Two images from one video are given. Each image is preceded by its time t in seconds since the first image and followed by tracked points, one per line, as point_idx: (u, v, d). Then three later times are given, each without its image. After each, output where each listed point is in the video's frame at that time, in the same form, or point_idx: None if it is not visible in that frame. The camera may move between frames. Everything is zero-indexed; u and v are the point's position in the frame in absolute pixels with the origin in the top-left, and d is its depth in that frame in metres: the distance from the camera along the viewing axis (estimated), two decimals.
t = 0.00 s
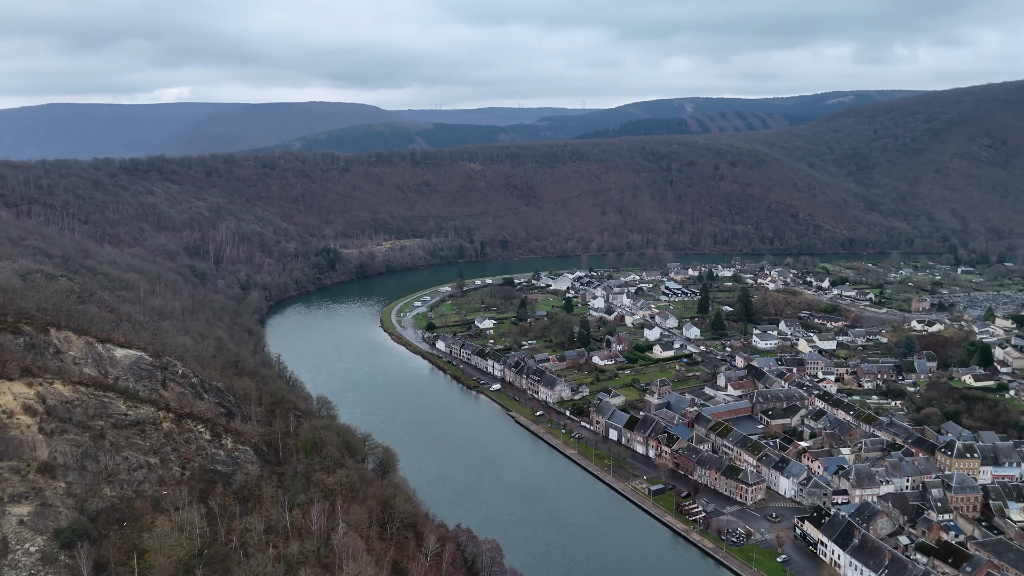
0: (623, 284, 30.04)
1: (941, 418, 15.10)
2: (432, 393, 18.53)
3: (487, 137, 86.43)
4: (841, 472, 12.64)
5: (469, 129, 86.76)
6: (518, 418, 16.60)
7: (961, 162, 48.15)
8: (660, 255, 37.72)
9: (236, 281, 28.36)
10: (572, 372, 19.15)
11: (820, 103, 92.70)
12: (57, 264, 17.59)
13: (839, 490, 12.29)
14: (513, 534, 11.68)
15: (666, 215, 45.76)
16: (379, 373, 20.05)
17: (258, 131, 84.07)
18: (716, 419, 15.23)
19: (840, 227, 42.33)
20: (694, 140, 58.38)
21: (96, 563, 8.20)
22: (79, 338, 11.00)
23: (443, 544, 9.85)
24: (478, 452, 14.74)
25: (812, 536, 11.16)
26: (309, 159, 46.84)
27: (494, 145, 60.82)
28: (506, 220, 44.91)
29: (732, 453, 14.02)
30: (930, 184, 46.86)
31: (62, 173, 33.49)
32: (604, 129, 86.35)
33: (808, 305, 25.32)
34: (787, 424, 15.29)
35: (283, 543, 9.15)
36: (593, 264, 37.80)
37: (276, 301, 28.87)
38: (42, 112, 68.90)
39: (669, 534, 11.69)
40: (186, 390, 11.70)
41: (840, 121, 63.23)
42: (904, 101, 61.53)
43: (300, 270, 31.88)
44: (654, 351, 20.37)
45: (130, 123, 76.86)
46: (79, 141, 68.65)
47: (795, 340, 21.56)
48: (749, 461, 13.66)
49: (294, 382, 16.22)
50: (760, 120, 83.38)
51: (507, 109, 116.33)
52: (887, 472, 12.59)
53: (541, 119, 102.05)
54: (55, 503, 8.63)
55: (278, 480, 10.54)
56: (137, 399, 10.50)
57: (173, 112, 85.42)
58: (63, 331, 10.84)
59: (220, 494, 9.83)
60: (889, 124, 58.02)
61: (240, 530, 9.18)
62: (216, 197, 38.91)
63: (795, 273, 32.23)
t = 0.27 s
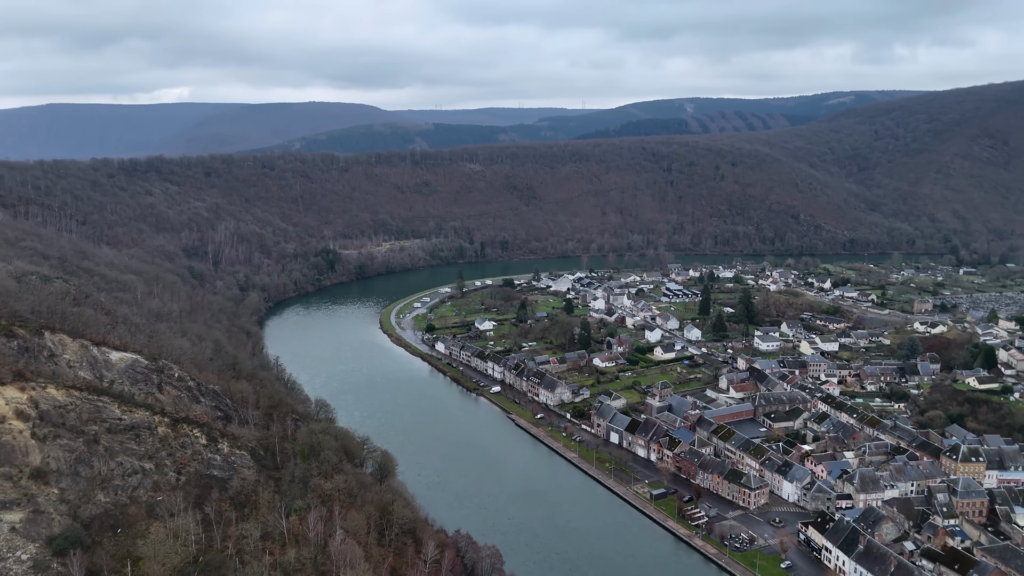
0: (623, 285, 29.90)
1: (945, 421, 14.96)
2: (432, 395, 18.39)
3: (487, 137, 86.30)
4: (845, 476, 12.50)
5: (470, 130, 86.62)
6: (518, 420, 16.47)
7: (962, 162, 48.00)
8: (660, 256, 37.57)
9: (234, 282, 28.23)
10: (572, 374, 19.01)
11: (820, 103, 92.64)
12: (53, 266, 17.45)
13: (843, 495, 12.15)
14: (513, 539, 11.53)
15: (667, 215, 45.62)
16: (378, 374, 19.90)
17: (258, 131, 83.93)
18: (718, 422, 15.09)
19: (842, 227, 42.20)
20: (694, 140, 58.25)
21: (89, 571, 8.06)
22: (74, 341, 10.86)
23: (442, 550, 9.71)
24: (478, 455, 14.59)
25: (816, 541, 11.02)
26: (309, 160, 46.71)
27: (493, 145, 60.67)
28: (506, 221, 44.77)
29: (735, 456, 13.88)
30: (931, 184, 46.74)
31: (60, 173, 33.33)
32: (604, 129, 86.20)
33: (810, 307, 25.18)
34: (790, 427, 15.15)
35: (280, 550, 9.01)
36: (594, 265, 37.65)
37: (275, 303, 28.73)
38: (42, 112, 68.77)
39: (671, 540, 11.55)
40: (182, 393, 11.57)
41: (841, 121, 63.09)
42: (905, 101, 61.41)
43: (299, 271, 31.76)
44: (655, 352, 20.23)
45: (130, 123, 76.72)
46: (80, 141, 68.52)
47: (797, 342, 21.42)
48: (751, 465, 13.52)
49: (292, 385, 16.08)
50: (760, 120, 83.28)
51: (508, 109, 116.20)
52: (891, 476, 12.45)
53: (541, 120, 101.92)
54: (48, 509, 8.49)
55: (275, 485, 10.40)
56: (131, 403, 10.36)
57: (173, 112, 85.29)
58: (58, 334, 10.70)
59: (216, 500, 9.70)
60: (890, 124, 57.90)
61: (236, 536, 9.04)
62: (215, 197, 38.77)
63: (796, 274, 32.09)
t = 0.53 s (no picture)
0: (624, 286, 29.76)
1: (950, 425, 14.81)
2: (431, 398, 18.24)
3: (487, 138, 86.15)
4: (848, 481, 12.34)
5: (470, 130, 86.47)
6: (518, 423, 16.31)
7: (963, 163, 47.86)
8: (661, 257, 37.43)
9: (233, 284, 28.08)
10: (573, 377, 18.87)
11: (821, 103, 92.49)
12: (49, 267, 17.31)
13: (847, 500, 11.99)
14: (514, 545, 11.37)
15: (667, 216, 45.47)
16: (377, 377, 19.74)
17: (258, 131, 83.77)
18: (720, 425, 14.93)
19: (843, 228, 42.06)
20: (695, 141, 58.09)
21: None
22: (69, 345, 10.71)
23: (441, 557, 9.55)
24: (478, 459, 14.44)
25: (820, 547, 10.88)
26: (308, 160, 46.57)
27: (494, 145, 60.52)
28: (506, 221, 44.62)
29: (737, 460, 13.73)
30: (933, 185, 46.59)
31: (58, 174, 33.17)
32: (605, 129, 86.05)
33: (812, 309, 25.03)
34: (793, 431, 15.00)
35: (276, 557, 8.84)
36: (594, 266, 37.50)
37: (274, 304, 28.59)
38: (42, 112, 68.60)
39: (673, 545, 11.40)
40: (178, 397, 11.42)
41: (842, 121, 62.93)
42: (906, 102, 61.28)
43: (299, 272, 31.61)
44: (656, 354, 20.09)
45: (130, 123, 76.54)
46: (79, 141, 68.32)
47: (799, 344, 21.27)
48: (754, 469, 13.37)
49: (290, 387, 15.93)
50: (761, 120, 83.13)
51: (508, 109, 116.07)
52: (896, 480, 12.30)
53: (541, 120, 101.77)
54: (40, 516, 8.36)
55: (272, 490, 10.24)
56: (126, 407, 10.21)
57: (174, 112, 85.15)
58: (52, 337, 10.56)
59: (211, 506, 9.55)
60: (891, 125, 57.74)
61: (231, 543, 8.89)
62: (214, 198, 38.62)
63: (797, 275, 31.95)
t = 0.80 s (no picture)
0: (625, 288, 29.64)
1: (955, 428, 14.66)
2: (431, 400, 18.10)
3: (487, 138, 85.99)
4: (853, 486, 12.21)
5: (470, 130, 86.35)
6: (518, 427, 16.16)
7: (964, 163, 47.73)
8: (662, 258, 37.31)
9: (232, 285, 27.95)
10: (574, 379, 18.73)
11: (821, 104, 92.35)
12: (45, 269, 17.18)
13: (851, 504, 11.86)
14: (514, 549, 11.24)
15: (668, 217, 45.34)
16: (377, 379, 19.60)
17: (258, 132, 83.66)
18: (722, 428, 14.78)
19: (844, 229, 41.92)
20: (695, 141, 57.97)
21: None
22: (63, 348, 10.57)
23: (440, 564, 9.40)
24: (478, 462, 14.30)
25: (825, 553, 10.72)
26: (307, 161, 46.45)
27: (494, 146, 60.39)
28: (506, 222, 44.49)
29: (740, 464, 13.59)
30: (934, 185, 46.45)
31: (56, 175, 33.05)
32: (605, 130, 85.92)
33: (814, 310, 24.89)
34: (796, 434, 14.85)
35: (273, 564, 8.70)
36: (595, 267, 37.37)
37: (273, 306, 28.46)
38: (42, 113, 68.52)
39: (676, 551, 11.25)
40: (175, 401, 11.27)
41: (843, 122, 62.81)
42: (907, 102, 61.15)
43: (298, 274, 31.48)
44: (657, 357, 19.95)
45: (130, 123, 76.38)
46: (80, 141, 68.15)
47: (801, 346, 21.14)
48: (757, 473, 13.22)
49: (288, 390, 15.78)
50: (761, 121, 83.01)
51: (508, 110, 115.96)
52: (901, 485, 12.15)
53: (541, 121, 101.65)
54: (32, 523, 8.23)
55: (269, 496, 10.11)
56: (121, 412, 10.06)
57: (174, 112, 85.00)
58: (47, 340, 10.41)
59: (207, 512, 9.41)
60: (892, 125, 57.61)
61: (227, 550, 8.74)
62: (213, 199, 38.48)
63: (799, 276, 31.81)
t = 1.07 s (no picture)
0: (626, 289, 29.52)
1: (959, 431, 14.52)
2: (430, 402, 17.98)
3: (487, 139, 85.85)
4: (857, 490, 12.06)
5: (470, 131, 86.24)
6: (519, 430, 16.02)
7: (966, 164, 47.59)
8: (663, 259, 37.21)
9: (230, 286, 27.81)
10: (574, 381, 18.59)
11: (822, 104, 92.21)
12: (42, 271, 17.06)
13: (855, 510, 11.71)
14: (514, 555, 11.11)
15: (668, 218, 45.21)
16: (376, 382, 19.46)
17: (258, 132, 83.60)
18: (724, 432, 14.64)
19: (845, 230, 41.79)
20: (695, 142, 57.84)
21: None
22: (58, 351, 10.43)
23: (438, 572, 9.25)
24: (478, 466, 14.16)
25: (829, 560, 10.58)
26: (307, 162, 46.34)
27: (494, 147, 60.25)
28: (506, 223, 44.36)
29: (742, 468, 13.44)
30: (935, 186, 46.31)
31: (54, 175, 32.92)
32: (605, 131, 85.80)
33: (816, 312, 24.76)
34: (799, 438, 14.71)
35: (268, 573, 8.55)
36: (595, 268, 37.25)
37: (272, 307, 28.33)
38: (41, 113, 68.43)
39: (678, 557, 11.12)
40: (171, 405, 11.13)
41: (843, 122, 62.68)
42: (908, 103, 61.02)
43: (297, 275, 31.35)
44: (658, 359, 19.82)
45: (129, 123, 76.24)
46: (79, 142, 68.06)
47: (803, 348, 21.01)
48: (760, 477, 13.08)
49: (286, 393, 15.65)
50: (762, 121, 82.89)
51: (508, 110, 115.83)
52: (906, 490, 12.00)
53: (541, 121, 101.48)
54: (24, 531, 8.10)
55: (266, 502, 9.96)
56: (116, 417, 9.93)
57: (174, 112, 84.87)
58: (41, 343, 10.27)
59: (203, 518, 9.27)
60: (894, 125, 57.48)
61: (222, 558, 8.60)
62: (211, 200, 38.36)
63: (800, 277, 31.68)
